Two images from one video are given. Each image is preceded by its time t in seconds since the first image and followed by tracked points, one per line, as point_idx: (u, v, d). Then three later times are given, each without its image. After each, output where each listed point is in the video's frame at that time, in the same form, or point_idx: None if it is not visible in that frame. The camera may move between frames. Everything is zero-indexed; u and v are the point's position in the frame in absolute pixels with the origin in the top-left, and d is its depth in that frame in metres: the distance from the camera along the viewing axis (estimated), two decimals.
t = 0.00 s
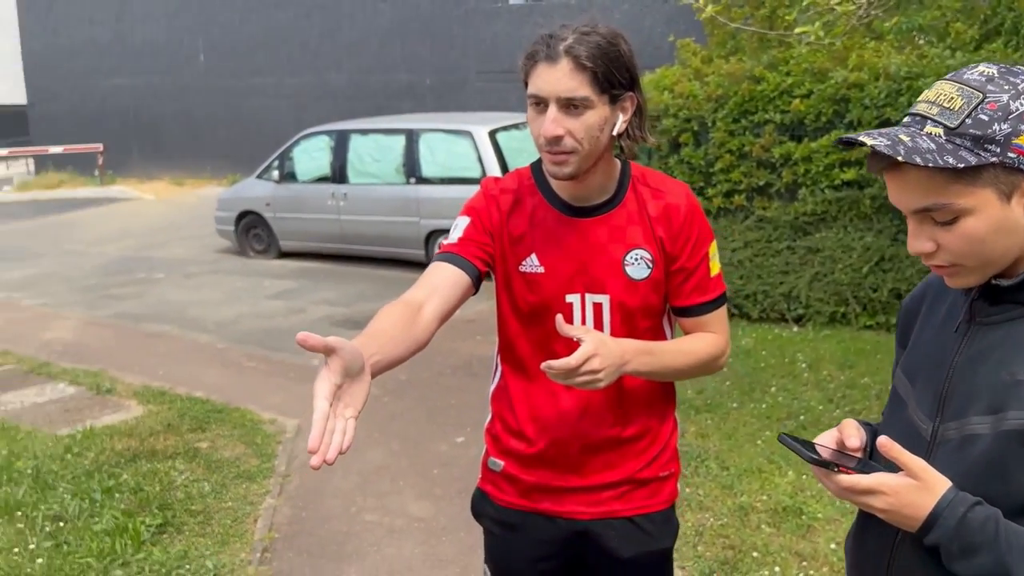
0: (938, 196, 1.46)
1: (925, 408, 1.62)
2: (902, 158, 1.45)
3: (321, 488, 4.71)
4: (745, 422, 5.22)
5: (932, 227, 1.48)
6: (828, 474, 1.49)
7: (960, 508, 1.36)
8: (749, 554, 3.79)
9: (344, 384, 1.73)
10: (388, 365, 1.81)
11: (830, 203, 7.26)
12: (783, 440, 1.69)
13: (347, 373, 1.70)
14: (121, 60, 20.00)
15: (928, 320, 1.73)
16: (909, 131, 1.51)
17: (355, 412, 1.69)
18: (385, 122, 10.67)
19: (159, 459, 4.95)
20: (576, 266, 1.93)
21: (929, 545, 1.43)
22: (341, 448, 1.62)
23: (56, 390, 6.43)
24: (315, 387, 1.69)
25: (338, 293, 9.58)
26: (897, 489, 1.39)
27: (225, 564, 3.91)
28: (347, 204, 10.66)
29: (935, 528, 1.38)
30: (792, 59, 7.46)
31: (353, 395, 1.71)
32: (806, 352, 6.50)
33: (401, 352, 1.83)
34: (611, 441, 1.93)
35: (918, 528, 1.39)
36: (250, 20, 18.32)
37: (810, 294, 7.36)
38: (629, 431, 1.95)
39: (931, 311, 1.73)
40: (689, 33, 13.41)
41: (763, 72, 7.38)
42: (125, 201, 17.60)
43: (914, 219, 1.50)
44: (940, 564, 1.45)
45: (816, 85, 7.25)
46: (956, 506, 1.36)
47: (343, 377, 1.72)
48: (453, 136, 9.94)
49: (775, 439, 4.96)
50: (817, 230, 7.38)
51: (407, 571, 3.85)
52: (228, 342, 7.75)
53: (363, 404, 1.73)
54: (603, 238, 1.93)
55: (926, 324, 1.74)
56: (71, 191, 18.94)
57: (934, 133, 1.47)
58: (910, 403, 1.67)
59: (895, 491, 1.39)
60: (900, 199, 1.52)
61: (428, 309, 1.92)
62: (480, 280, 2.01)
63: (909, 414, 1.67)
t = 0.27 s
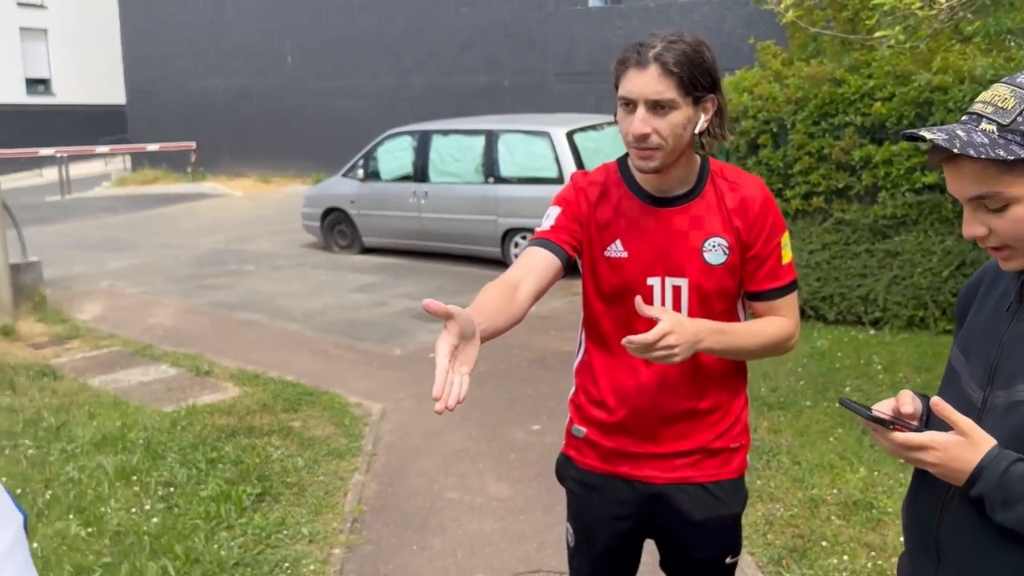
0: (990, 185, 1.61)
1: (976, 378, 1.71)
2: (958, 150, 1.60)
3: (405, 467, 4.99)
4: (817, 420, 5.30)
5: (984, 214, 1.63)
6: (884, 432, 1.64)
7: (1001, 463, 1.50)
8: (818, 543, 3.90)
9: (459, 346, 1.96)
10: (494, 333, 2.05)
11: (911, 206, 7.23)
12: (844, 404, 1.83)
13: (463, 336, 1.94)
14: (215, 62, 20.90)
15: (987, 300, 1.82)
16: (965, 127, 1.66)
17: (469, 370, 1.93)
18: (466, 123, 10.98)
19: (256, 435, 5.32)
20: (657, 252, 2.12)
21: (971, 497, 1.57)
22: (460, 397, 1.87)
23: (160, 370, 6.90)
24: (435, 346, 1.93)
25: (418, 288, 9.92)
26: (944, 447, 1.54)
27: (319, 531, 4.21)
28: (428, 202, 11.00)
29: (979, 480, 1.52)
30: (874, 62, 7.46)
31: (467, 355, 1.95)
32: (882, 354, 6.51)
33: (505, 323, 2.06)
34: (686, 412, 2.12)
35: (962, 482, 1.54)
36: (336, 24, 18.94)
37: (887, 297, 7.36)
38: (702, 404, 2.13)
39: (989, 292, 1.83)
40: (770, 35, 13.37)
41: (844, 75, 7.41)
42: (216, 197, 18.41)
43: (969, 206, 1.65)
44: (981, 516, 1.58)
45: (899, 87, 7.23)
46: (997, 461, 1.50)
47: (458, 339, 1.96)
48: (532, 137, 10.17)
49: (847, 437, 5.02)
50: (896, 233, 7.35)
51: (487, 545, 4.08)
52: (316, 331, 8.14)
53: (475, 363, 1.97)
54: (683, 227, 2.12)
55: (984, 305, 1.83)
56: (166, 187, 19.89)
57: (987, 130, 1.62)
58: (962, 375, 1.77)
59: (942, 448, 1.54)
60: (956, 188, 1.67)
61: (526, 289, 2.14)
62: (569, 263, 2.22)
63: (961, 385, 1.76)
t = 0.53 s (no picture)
0: None
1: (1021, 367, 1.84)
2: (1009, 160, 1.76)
3: (473, 457, 5.21)
4: (878, 422, 5.36)
5: None
6: (936, 415, 1.80)
7: None
8: (875, 540, 3.99)
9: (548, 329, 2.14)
10: (578, 319, 2.23)
11: (978, 213, 7.23)
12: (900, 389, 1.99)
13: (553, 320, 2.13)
14: (286, 65, 21.54)
15: None
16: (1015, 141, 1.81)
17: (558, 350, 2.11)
18: (531, 127, 11.20)
19: (333, 422, 5.60)
20: (726, 250, 2.30)
21: (1012, 473, 1.71)
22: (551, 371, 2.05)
23: (239, 359, 7.27)
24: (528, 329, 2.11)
25: (482, 287, 10.16)
26: (990, 428, 1.70)
27: (394, 512, 4.45)
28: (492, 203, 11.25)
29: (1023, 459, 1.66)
30: (942, 69, 7.46)
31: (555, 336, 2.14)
32: (945, 360, 6.51)
33: (588, 311, 2.24)
34: (751, 400, 2.28)
35: (1006, 460, 1.69)
36: (403, 28, 19.37)
37: (952, 304, 7.33)
38: (767, 393, 2.29)
39: None
40: (837, 40, 13.32)
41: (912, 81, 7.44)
42: (285, 196, 18.97)
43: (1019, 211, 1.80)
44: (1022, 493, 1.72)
45: (968, 94, 7.22)
46: None
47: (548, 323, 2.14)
48: (595, 140, 10.32)
49: (907, 440, 5.08)
50: (963, 240, 7.33)
51: (552, 531, 4.28)
52: (384, 327, 8.44)
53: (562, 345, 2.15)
54: (751, 228, 2.29)
55: None
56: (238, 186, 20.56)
57: None
58: (1008, 364, 1.89)
59: (989, 430, 1.70)
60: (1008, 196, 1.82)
61: (604, 283, 2.32)
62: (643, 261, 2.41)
63: (1006, 373, 1.88)
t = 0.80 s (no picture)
0: None
1: None
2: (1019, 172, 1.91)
3: (510, 453, 5.37)
4: (911, 427, 5.42)
5: None
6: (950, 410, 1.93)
7: None
8: (905, 540, 4.07)
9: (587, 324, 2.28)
10: (615, 317, 2.36)
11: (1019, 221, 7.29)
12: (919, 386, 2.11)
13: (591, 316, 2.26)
14: (328, 67, 21.90)
15: None
16: None
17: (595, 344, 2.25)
18: (570, 130, 11.34)
19: (376, 416, 5.80)
20: (758, 256, 2.43)
21: None
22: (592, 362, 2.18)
23: (285, 355, 7.51)
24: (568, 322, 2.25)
25: (520, 288, 10.32)
26: (1002, 421, 1.82)
27: (435, 504, 4.63)
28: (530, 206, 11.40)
29: None
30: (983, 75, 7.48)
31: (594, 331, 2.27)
32: (982, 367, 6.53)
33: (624, 310, 2.38)
34: (781, 398, 2.41)
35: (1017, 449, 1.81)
36: (445, 32, 19.62)
37: (991, 311, 7.25)
38: (796, 392, 2.41)
39: None
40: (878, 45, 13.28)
41: (953, 88, 7.48)
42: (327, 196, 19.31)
43: None
44: None
45: (1011, 101, 7.21)
46: None
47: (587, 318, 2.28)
48: (633, 144, 10.44)
49: (941, 445, 5.13)
50: (1003, 247, 7.39)
51: (588, 525, 4.41)
52: (424, 325, 8.64)
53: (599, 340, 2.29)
54: (783, 235, 2.41)
55: None
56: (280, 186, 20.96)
57: None
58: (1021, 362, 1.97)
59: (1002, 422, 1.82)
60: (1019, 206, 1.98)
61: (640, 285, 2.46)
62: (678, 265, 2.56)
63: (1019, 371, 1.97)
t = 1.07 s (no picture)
0: (1017, 192, 2.08)
1: (1005, 348, 1.99)
2: (993, 163, 2.08)
3: (522, 443, 5.48)
4: (919, 422, 5.47)
5: (1013, 216, 2.10)
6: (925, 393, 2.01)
7: (1016, 416, 1.84)
8: (907, 531, 4.14)
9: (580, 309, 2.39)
10: (611, 303, 2.47)
11: None
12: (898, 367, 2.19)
13: (585, 301, 2.38)
14: (350, 67, 22.11)
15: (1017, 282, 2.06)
16: (1001, 149, 2.13)
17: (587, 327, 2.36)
18: (587, 129, 11.42)
19: (391, 406, 5.94)
20: (754, 245, 2.52)
21: (993, 443, 1.91)
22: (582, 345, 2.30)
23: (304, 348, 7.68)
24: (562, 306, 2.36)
25: (536, 285, 10.43)
26: (970, 403, 1.91)
27: (447, 491, 4.75)
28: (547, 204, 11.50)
29: (998, 430, 1.87)
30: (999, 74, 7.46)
31: (587, 315, 2.38)
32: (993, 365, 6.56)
33: (619, 296, 2.49)
34: (775, 383, 2.50)
35: (986, 431, 1.89)
36: (465, 32, 19.77)
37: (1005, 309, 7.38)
38: (789, 377, 2.51)
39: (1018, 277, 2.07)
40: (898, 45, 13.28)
41: (968, 87, 7.46)
42: (347, 194, 19.51)
43: (1002, 209, 2.13)
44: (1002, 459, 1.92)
45: None
46: (1013, 414, 1.85)
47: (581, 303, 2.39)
48: (651, 143, 10.52)
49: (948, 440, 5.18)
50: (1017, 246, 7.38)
51: (595, 512, 4.52)
52: (441, 320, 8.77)
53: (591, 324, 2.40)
54: (778, 226, 2.50)
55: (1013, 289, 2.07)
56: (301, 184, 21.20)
57: (1016, 152, 2.09)
58: (993, 347, 2.04)
59: (969, 404, 1.91)
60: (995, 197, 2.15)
61: (638, 273, 2.57)
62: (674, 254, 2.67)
63: (992, 356, 2.03)
